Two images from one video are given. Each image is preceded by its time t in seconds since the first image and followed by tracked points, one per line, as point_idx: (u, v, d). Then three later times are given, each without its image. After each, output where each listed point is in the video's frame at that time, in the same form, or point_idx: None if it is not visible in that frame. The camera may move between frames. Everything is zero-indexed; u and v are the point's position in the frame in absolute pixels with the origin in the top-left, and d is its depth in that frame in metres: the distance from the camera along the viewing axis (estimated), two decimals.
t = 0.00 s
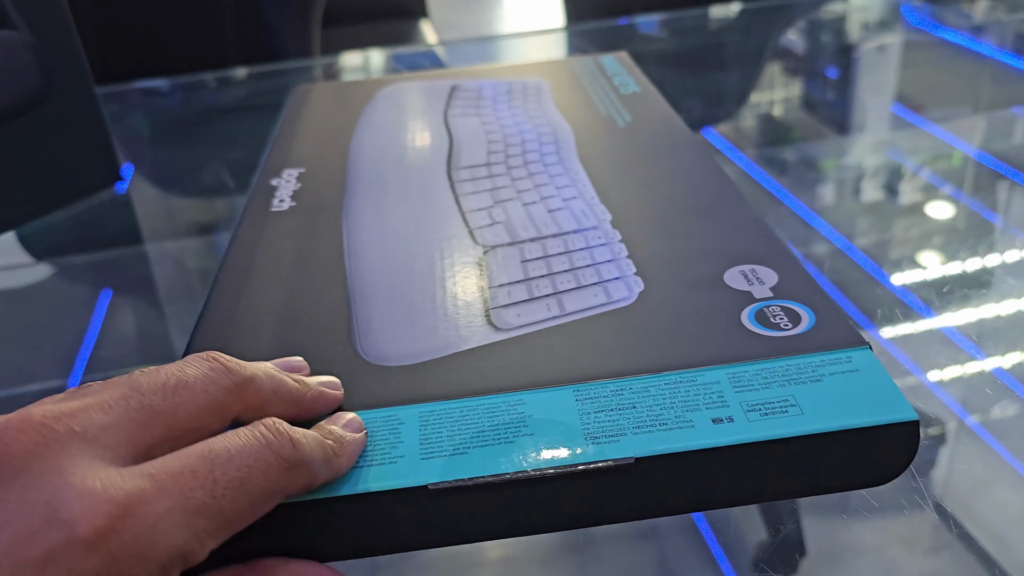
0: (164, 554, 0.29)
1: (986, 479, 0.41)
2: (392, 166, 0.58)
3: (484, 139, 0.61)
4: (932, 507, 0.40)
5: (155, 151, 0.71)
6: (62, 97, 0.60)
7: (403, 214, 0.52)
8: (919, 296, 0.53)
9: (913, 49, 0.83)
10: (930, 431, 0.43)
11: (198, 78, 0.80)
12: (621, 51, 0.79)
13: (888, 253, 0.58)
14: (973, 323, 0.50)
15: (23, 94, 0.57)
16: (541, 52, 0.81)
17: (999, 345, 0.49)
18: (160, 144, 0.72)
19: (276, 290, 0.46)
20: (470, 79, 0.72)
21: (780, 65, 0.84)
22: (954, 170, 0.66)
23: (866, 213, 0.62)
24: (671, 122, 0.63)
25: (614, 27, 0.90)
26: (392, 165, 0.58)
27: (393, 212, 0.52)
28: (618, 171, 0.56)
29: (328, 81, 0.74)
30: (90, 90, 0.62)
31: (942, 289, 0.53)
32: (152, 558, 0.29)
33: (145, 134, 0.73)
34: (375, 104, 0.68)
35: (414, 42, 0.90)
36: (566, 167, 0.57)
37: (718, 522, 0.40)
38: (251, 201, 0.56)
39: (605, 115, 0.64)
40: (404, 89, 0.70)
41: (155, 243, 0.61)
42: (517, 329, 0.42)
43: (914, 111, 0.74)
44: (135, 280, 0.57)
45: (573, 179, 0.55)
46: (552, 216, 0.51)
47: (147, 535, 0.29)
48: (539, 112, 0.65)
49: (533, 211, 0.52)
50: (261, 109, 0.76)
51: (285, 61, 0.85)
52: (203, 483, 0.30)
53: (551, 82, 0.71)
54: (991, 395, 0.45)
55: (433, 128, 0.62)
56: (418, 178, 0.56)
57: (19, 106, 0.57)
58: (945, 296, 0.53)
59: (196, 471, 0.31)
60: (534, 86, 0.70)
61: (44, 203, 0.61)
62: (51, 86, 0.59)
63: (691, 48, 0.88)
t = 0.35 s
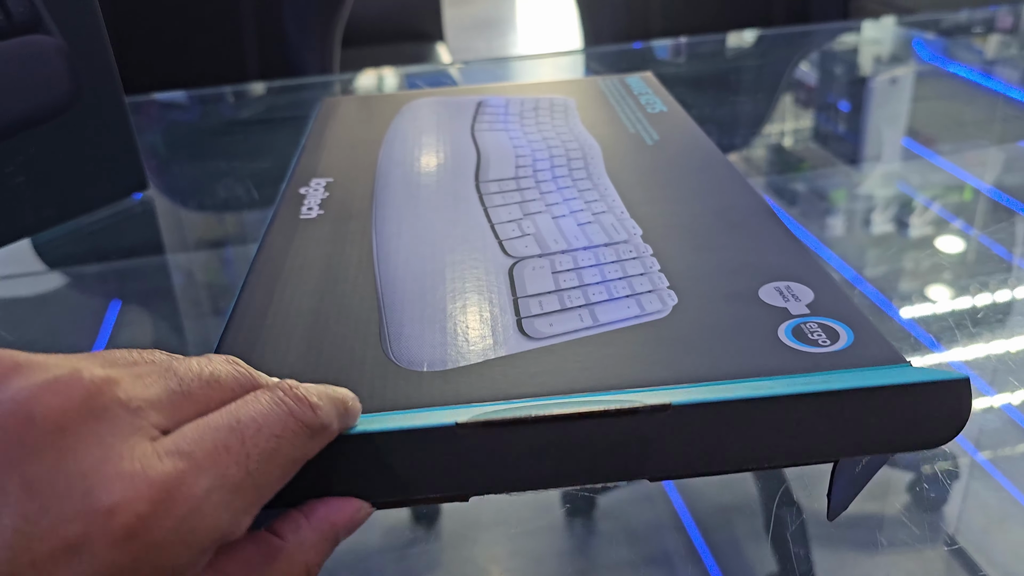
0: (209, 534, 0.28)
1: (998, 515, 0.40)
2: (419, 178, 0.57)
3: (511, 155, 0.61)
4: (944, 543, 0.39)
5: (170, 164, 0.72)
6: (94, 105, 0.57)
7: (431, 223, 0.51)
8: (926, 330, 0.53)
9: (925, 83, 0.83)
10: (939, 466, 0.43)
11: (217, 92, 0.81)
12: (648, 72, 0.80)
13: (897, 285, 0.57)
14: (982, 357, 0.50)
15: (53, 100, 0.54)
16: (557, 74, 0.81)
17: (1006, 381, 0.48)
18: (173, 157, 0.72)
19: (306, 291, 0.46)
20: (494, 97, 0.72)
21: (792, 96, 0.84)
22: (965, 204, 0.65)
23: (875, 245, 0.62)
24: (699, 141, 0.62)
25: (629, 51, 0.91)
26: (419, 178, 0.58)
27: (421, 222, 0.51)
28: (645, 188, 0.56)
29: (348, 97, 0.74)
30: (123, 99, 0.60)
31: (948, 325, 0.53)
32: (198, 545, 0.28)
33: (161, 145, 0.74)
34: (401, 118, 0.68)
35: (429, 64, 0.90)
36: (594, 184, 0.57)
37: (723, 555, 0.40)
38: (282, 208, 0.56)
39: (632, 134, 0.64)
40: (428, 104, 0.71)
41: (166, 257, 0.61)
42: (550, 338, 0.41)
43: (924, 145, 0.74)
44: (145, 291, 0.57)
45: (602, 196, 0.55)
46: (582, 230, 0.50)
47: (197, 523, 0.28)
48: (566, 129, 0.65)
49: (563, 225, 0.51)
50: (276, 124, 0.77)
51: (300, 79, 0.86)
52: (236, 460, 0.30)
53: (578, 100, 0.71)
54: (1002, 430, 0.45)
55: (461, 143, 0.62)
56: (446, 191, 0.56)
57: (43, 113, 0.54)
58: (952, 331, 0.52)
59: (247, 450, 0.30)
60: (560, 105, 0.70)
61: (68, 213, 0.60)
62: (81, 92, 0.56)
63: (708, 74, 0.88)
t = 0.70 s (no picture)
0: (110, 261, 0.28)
1: (997, 536, 0.40)
2: (414, 189, 0.58)
3: (507, 169, 0.61)
4: (942, 561, 0.39)
5: (175, 171, 0.72)
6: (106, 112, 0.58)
7: (422, 234, 0.52)
8: (928, 350, 0.53)
9: (927, 104, 0.84)
10: (938, 486, 0.43)
11: (223, 102, 0.82)
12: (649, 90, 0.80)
13: (898, 305, 0.58)
14: (982, 378, 0.50)
15: (61, 103, 0.55)
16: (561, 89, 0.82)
17: (1008, 403, 0.48)
18: (177, 164, 0.73)
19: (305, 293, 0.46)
20: (496, 111, 0.72)
21: (795, 115, 0.85)
22: (966, 225, 0.66)
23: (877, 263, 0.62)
24: (694, 159, 0.63)
25: (633, 68, 0.92)
26: (414, 188, 0.58)
27: (412, 232, 0.52)
28: (638, 204, 0.56)
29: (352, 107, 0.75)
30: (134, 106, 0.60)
31: (949, 344, 0.53)
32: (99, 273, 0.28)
33: (166, 153, 0.74)
34: (403, 130, 0.68)
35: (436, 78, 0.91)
36: (585, 199, 0.57)
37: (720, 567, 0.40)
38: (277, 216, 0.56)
39: (629, 150, 0.65)
40: (430, 115, 0.71)
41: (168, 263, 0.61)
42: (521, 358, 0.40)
43: (926, 165, 0.74)
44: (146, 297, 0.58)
45: (592, 211, 0.55)
46: (570, 244, 0.51)
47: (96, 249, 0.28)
48: (563, 144, 0.66)
49: (550, 238, 0.52)
50: (280, 135, 0.77)
51: (307, 90, 0.86)
52: (154, 215, 0.31)
53: (578, 116, 0.72)
54: (1001, 451, 0.45)
55: (458, 155, 0.63)
56: (439, 202, 0.56)
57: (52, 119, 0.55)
58: (952, 351, 0.53)
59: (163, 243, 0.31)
60: (561, 119, 0.71)
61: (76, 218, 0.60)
62: (90, 97, 0.57)
63: (710, 93, 0.89)
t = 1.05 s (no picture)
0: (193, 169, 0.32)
1: (990, 543, 0.40)
2: (408, 184, 0.58)
3: (500, 164, 0.61)
4: (935, 568, 0.39)
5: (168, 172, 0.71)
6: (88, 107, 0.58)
7: (418, 228, 0.52)
8: (922, 356, 0.53)
9: (922, 110, 0.84)
10: (932, 492, 0.43)
11: (216, 102, 0.83)
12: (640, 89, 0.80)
13: (892, 310, 0.58)
14: (976, 384, 0.50)
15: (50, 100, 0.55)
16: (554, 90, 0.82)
17: (1001, 409, 0.48)
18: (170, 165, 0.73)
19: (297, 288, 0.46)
20: (488, 109, 0.72)
21: (789, 120, 0.85)
22: (960, 231, 0.66)
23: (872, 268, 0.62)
24: (684, 154, 0.63)
25: (627, 70, 0.92)
26: (408, 184, 0.58)
27: (407, 227, 0.52)
28: (630, 200, 0.56)
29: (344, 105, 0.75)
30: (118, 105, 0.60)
31: (943, 349, 0.53)
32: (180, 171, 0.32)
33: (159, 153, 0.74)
34: (396, 128, 0.68)
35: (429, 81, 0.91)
36: (578, 193, 0.57)
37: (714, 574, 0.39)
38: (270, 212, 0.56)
39: (619, 147, 0.65)
40: (424, 113, 0.71)
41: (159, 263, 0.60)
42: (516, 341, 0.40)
43: (920, 171, 0.74)
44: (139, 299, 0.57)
45: (585, 205, 0.55)
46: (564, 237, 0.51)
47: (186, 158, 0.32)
48: (554, 141, 0.66)
49: (545, 230, 0.52)
50: (270, 135, 0.77)
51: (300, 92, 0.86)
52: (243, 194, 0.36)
53: (569, 113, 0.72)
54: (995, 457, 0.45)
55: (452, 152, 0.63)
56: (434, 197, 0.56)
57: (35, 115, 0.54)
58: (946, 356, 0.53)
59: (242, 217, 0.34)
60: (552, 116, 0.71)
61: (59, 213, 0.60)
62: (75, 93, 0.56)
63: (704, 95, 0.89)
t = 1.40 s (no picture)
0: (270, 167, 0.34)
1: (992, 537, 0.40)
2: (401, 170, 0.58)
3: (493, 149, 0.61)
4: (936, 562, 0.38)
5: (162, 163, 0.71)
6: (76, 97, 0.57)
7: (420, 212, 0.52)
8: (923, 346, 0.53)
9: (922, 99, 0.83)
10: (932, 483, 0.43)
11: (209, 91, 0.83)
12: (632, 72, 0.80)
13: (893, 301, 0.57)
14: (977, 375, 0.49)
15: (36, 90, 0.54)
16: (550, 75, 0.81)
17: (1002, 400, 0.47)
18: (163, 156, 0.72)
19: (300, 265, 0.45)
20: (475, 93, 0.72)
21: (790, 109, 0.84)
22: (961, 221, 0.65)
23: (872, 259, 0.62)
24: (676, 138, 0.63)
25: (625, 58, 0.91)
26: (400, 169, 0.58)
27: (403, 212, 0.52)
28: (625, 184, 0.56)
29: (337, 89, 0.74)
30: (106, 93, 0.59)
31: (945, 340, 0.53)
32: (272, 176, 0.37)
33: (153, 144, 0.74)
34: (387, 113, 0.67)
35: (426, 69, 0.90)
36: (571, 176, 0.57)
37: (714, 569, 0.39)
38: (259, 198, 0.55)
39: (610, 131, 0.64)
40: (413, 98, 0.70)
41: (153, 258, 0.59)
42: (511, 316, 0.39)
43: (921, 160, 0.73)
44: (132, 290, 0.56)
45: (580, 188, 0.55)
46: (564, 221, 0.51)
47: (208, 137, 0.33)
48: (543, 125, 0.65)
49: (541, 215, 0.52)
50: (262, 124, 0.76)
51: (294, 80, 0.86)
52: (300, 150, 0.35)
53: (556, 96, 0.71)
54: (998, 449, 0.44)
55: (443, 138, 0.63)
56: (428, 184, 0.56)
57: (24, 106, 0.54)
58: (948, 348, 0.52)
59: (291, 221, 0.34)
60: (540, 100, 0.70)
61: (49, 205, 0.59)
62: (64, 84, 0.56)
63: (702, 83, 0.89)
